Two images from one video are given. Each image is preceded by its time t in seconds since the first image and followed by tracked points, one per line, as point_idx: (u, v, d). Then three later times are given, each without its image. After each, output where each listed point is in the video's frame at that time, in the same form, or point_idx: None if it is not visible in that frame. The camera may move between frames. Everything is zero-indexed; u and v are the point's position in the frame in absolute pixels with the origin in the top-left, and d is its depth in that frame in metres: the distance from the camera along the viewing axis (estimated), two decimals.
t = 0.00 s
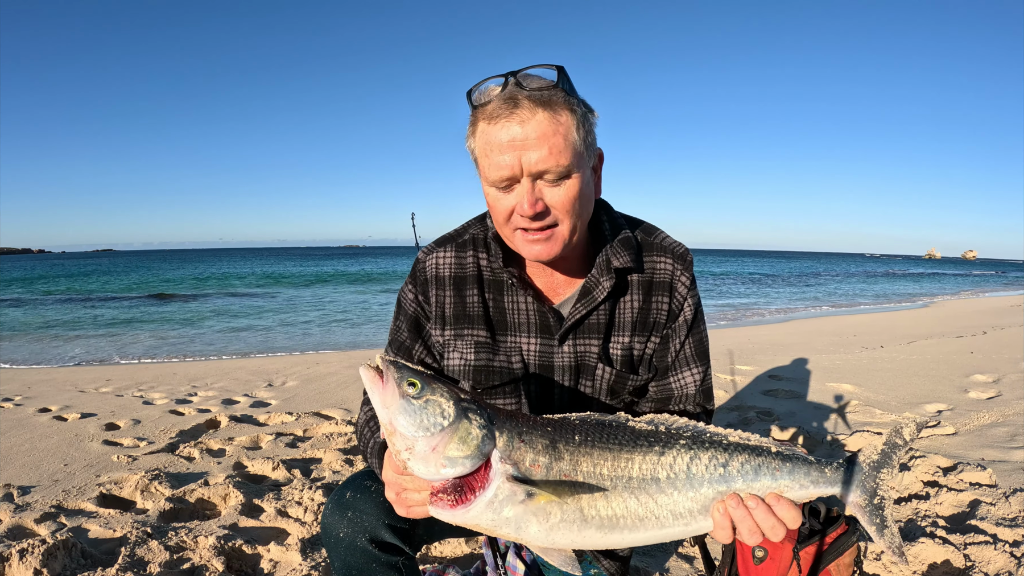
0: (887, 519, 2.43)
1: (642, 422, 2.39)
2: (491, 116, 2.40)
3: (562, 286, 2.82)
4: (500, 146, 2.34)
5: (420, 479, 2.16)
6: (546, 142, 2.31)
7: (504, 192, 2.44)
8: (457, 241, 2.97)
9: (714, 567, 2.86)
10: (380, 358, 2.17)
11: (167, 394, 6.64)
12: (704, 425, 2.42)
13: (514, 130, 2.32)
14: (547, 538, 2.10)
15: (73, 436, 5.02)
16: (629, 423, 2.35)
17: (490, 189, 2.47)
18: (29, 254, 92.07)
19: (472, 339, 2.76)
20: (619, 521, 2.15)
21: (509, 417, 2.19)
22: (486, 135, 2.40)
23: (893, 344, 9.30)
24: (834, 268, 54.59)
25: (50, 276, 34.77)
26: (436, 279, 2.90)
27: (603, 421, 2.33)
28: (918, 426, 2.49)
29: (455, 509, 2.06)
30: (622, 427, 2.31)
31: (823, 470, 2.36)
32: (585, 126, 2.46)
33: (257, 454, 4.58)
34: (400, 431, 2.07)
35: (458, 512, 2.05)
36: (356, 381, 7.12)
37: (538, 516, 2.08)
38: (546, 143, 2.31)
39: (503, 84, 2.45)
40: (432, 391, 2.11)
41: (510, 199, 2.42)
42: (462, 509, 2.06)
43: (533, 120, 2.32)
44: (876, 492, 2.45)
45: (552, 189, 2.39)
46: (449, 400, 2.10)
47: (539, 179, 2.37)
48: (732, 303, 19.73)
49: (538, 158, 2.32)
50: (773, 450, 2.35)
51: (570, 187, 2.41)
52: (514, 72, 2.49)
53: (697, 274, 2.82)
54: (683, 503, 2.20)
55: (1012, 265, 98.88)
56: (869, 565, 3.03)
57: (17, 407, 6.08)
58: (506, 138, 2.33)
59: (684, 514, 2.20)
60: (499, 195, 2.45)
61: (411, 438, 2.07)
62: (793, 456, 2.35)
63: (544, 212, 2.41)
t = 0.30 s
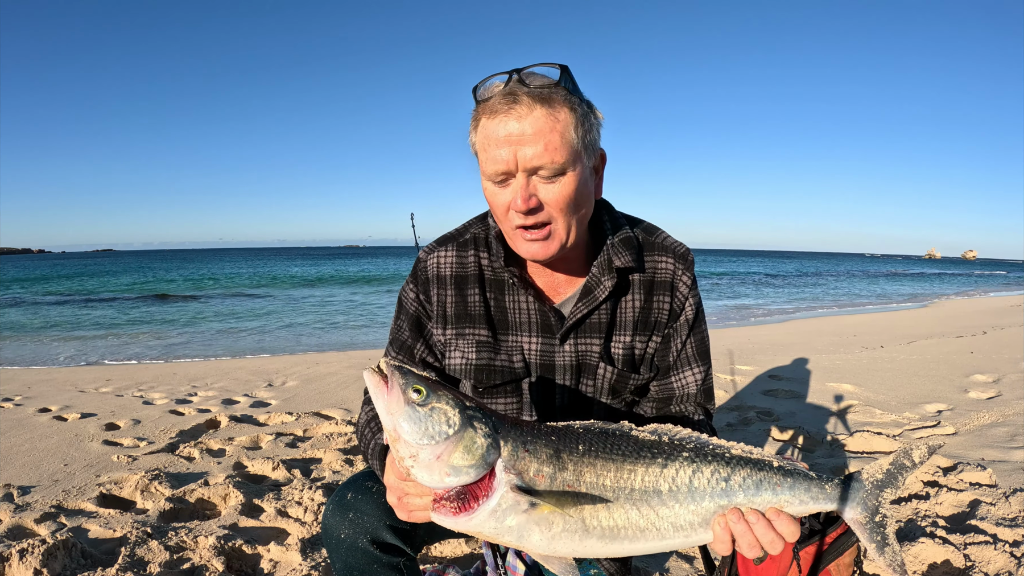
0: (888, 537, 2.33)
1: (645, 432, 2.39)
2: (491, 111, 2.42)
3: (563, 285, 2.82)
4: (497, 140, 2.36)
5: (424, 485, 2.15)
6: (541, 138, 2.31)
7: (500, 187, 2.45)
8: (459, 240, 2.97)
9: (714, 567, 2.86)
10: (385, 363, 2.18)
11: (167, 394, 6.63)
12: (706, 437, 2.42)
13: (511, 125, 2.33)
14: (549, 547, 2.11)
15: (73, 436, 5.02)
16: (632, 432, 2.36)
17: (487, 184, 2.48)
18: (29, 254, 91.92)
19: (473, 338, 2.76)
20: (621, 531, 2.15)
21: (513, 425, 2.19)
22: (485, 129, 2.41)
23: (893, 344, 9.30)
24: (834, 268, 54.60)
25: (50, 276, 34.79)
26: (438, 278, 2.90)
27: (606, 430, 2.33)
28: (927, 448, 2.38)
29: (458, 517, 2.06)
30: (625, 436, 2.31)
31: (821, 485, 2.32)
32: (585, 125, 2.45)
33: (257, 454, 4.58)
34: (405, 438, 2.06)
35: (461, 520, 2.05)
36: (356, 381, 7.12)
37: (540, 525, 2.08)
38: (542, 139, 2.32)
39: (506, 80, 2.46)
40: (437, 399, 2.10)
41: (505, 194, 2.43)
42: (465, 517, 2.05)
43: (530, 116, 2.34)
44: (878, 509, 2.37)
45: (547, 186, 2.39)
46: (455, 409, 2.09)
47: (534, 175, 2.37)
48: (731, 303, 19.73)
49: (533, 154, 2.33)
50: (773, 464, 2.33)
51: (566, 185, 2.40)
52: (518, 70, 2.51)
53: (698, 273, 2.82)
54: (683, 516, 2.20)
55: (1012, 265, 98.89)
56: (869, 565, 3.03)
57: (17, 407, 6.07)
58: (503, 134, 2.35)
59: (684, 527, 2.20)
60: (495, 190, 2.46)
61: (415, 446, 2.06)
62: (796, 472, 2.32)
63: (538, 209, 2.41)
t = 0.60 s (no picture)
0: (888, 519, 2.44)
1: (643, 423, 2.39)
2: (499, 103, 2.45)
3: (564, 284, 2.82)
4: (511, 128, 2.37)
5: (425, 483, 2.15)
6: (555, 121, 2.35)
7: (514, 176, 2.42)
8: (460, 240, 2.97)
9: (714, 567, 2.86)
10: (382, 362, 2.18)
11: (167, 394, 6.63)
12: (705, 426, 2.43)
13: (523, 112, 2.37)
14: (552, 540, 2.10)
15: (73, 436, 5.02)
16: (631, 423, 2.36)
17: (499, 175, 2.45)
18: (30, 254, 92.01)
19: (474, 338, 2.76)
20: (623, 522, 2.15)
21: (513, 420, 2.19)
22: (496, 121, 2.43)
23: (893, 343, 9.30)
24: (834, 268, 54.59)
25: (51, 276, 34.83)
26: (439, 278, 2.90)
27: (605, 421, 2.33)
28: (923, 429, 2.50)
29: (460, 513, 2.06)
30: (624, 427, 2.31)
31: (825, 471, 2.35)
32: (590, 115, 2.52)
33: (257, 454, 4.59)
34: (404, 436, 2.06)
35: (463, 516, 2.05)
36: (356, 381, 7.11)
37: (543, 518, 2.08)
38: (556, 123, 2.35)
39: (509, 77, 2.52)
40: (436, 396, 2.11)
41: (520, 183, 2.40)
42: (467, 513, 2.06)
43: (541, 103, 2.38)
44: (878, 493, 2.46)
45: (562, 170, 2.39)
46: (453, 405, 2.09)
47: (550, 159, 2.38)
48: (731, 303, 19.72)
49: (548, 137, 2.35)
50: (773, 452, 2.35)
51: (579, 168, 2.42)
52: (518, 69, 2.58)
53: (698, 273, 2.82)
54: (686, 504, 2.20)
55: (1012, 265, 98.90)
56: (869, 565, 3.03)
57: (17, 407, 6.08)
58: (516, 121, 2.37)
59: (686, 515, 2.21)
60: (510, 180, 2.43)
61: (415, 444, 2.06)
62: (794, 457, 2.35)
63: (556, 193, 2.38)
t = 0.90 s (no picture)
0: (890, 506, 2.43)
1: (642, 417, 2.40)
2: (491, 101, 2.49)
3: (565, 283, 2.84)
4: (505, 121, 2.39)
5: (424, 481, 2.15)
6: (548, 110, 2.38)
7: (512, 168, 2.41)
8: (460, 240, 2.97)
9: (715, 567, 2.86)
10: (379, 361, 2.18)
11: (167, 394, 6.63)
12: (703, 417, 2.44)
13: (516, 105, 2.40)
14: (552, 536, 2.10)
15: (73, 436, 5.02)
16: (629, 417, 2.37)
17: (497, 170, 2.45)
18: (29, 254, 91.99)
19: (474, 338, 2.76)
20: (624, 516, 2.15)
21: (510, 416, 2.19)
22: (489, 117, 2.45)
23: (893, 343, 9.31)
24: (834, 268, 54.61)
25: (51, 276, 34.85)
26: (439, 278, 2.91)
27: (604, 416, 2.34)
28: (921, 413, 2.51)
29: (460, 511, 2.06)
30: (622, 421, 2.32)
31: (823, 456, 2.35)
32: (579, 108, 2.58)
33: (257, 454, 4.59)
34: (402, 434, 2.06)
35: (463, 513, 2.05)
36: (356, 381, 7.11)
37: (543, 514, 2.08)
38: (549, 111, 2.39)
39: (496, 80, 2.58)
40: (433, 394, 2.11)
41: (520, 173, 2.39)
42: (467, 510, 2.06)
43: (532, 96, 2.42)
44: (878, 479, 2.45)
45: (560, 156, 2.39)
46: (451, 402, 2.09)
47: (546, 147, 2.39)
48: (731, 303, 19.73)
49: (543, 126, 2.37)
50: (773, 440, 2.35)
51: (576, 155, 2.42)
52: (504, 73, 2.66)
53: (697, 272, 2.82)
54: (686, 496, 2.20)
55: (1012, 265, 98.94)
56: (869, 565, 3.03)
57: (17, 407, 6.08)
58: (508, 114, 2.40)
59: (687, 507, 2.20)
60: (508, 172, 2.42)
61: (413, 442, 2.06)
62: (792, 444, 2.35)
63: (556, 178, 2.36)
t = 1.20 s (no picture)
0: (894, 506, 2.43)
1: (639, 414, 2.40)
2: (489, 101, 2.49)
3: (564, 283, 2.84)
4: (502, 121, 2.39)
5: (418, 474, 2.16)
6: (546, 110, 2.38)
7: (510, 168, 2.41)
8: (458, 241, 2.97)
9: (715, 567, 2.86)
10: (375, 354, 2.20)
11: (167, 394, 6.63)
12: (700, 415, 2.44)
13: (513, 105, 2.40)
14: (545, 531, 2.10)
15: (73, 436, 5.02)
16: (626, 414, 2.37)
17: (495, 170, 2.44)
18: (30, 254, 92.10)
19: (473, 339, 2.76)
20: (618, 512, 2.15)
21: (504, 410, 2.19)
22: (487, 117, 2.45)
23: (893, 343, 9.30)
24: (835, 268, 54.61)
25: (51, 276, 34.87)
26: (438, 279, 2.90)
27: (600, 412, 2.34)
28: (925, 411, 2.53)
29: (453, 503, 2.07)
30: (618, 418, 2.32)
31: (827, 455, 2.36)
32: (576, 107, 2.58)
33: (257, 454, 4.59)
34: (396, 426, 2.07)
35: (455, 506, 2.06)
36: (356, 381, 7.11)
37: (535, 508, 2.07)
38: (546, 112, 2.38)
39: (494, 79, 2.58)
40: (427, 386, 2.11)
41: (517, 173, 2.38)
42: (459, 503, 2.06)
43: (531, 96, 2.42)
44: (882, 478, 2.45)
45: (557, 157, 2.39)
46: (445, 394, 2.10)
47: (544, 148, 2.38)
48: (732, 303, 19.72)
49: (540, 126, 2.37)
50: (772, 438, 2.35)
51: (574, 155, 2.42)
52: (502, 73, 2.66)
53: (699, 270, 2.82)
54: (682, 494, 2.21)
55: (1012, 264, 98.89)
56: (869, 565, 3.03)
57: (17, 408, 6.08)
58: (506, 114, 2.40)
59: (683, 505, 2.21)
60: (506, 172, 2.42)
61: (407, 432, 2.06)
62: (792, 443, 2.35)
63: (553, 179, 2.36)
